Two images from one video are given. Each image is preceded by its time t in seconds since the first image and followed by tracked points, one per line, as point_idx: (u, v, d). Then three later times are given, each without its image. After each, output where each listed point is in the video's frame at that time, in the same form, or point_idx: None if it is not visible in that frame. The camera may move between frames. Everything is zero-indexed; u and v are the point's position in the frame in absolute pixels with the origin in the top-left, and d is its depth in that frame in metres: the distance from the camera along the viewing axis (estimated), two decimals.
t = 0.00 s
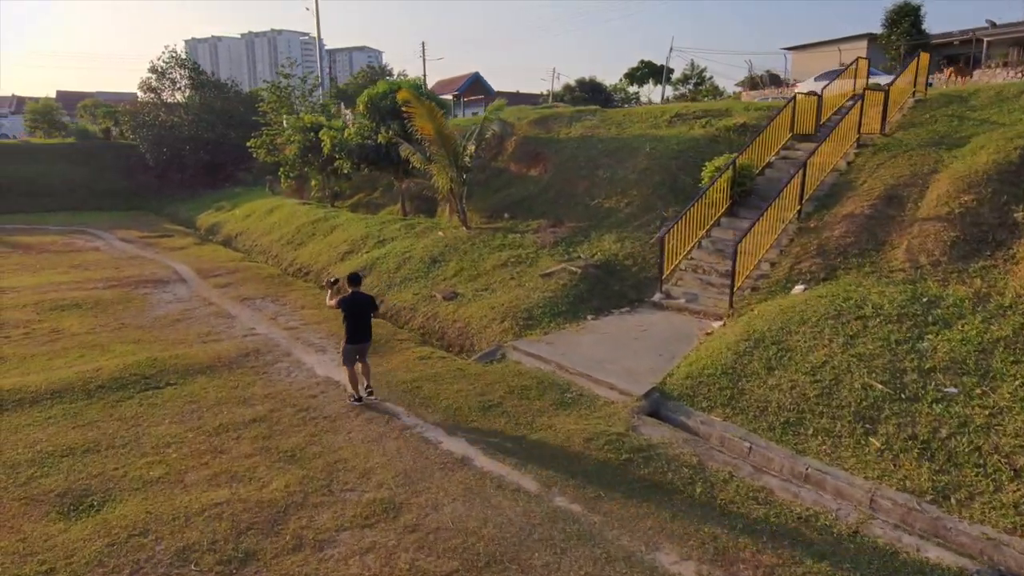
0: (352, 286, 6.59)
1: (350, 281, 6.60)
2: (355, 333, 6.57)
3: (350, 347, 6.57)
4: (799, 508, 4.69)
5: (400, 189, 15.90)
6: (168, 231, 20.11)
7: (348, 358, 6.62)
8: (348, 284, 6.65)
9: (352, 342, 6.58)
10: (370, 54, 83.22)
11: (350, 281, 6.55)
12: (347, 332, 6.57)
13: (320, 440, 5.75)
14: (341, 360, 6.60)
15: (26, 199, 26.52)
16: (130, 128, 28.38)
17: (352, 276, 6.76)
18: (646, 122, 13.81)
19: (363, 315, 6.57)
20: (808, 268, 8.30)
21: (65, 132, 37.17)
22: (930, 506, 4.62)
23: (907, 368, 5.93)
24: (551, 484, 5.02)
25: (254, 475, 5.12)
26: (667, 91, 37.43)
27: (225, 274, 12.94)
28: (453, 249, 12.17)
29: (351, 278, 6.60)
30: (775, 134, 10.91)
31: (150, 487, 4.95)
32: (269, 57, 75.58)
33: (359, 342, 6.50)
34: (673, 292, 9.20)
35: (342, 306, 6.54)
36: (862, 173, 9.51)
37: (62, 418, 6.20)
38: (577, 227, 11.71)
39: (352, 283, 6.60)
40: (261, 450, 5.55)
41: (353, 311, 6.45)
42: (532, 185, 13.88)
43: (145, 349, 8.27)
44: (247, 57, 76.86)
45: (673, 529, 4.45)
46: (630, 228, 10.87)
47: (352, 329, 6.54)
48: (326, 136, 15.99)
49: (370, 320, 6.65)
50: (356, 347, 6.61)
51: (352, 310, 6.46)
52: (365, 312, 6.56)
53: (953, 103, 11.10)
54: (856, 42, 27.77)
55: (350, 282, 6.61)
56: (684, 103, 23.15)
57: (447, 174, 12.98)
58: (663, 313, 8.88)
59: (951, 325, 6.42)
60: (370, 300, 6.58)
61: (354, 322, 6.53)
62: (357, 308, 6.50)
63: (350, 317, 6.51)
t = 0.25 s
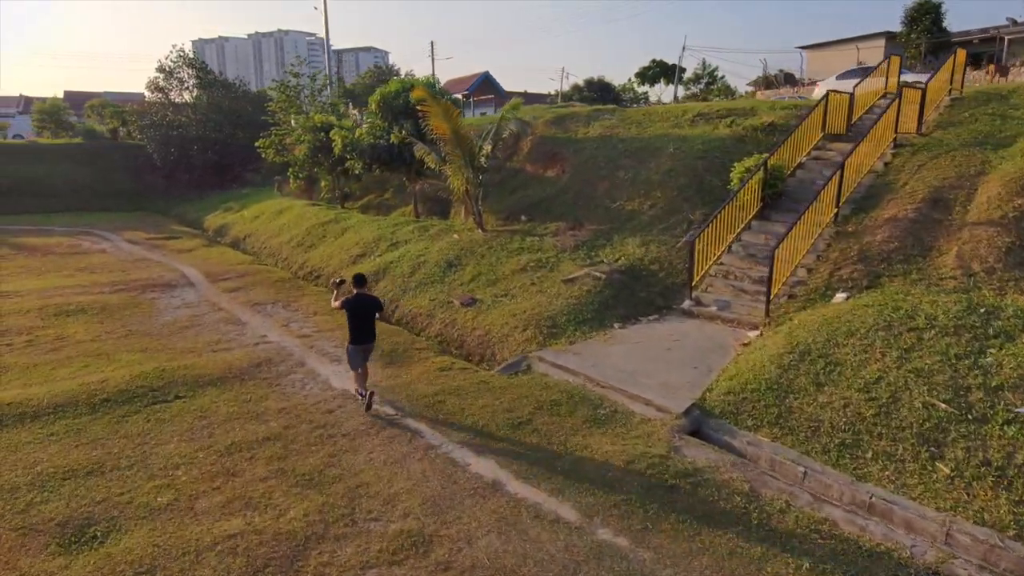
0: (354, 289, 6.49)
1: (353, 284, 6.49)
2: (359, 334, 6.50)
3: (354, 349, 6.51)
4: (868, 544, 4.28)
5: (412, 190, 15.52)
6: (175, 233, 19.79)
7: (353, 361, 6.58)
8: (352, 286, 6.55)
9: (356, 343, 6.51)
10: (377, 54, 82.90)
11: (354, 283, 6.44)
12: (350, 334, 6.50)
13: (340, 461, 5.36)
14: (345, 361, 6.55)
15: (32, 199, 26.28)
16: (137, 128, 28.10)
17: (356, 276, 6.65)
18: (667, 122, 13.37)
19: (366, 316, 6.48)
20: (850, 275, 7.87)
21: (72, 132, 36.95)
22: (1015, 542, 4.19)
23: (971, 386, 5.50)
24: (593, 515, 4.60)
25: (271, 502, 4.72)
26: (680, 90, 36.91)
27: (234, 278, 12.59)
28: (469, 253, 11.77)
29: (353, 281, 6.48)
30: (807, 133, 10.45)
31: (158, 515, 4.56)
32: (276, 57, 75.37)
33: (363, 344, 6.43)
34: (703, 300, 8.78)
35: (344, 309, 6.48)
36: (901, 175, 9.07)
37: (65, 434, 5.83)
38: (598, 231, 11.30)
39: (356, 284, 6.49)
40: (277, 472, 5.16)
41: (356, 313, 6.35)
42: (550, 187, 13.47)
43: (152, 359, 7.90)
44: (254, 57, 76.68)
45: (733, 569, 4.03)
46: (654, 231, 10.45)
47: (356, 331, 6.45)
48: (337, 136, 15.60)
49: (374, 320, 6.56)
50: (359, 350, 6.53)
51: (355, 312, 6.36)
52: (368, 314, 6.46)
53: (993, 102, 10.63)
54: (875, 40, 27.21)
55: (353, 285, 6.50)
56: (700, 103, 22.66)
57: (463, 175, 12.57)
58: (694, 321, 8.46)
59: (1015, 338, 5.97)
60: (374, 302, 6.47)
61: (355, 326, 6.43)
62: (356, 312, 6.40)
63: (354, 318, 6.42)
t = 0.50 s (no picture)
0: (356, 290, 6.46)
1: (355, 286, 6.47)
2: (362, 335, 6.48)
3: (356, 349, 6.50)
4: None
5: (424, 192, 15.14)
6: (181, 235, 19.46)
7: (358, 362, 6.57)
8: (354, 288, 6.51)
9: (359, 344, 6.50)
10: (382, 53, 82.57)
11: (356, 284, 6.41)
12: (353, 334, 6.48)
13: (359, 488, 4.96)
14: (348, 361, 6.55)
15: (37, 201, 26.01)
16: (143, 128, 27.84)
17: (357, 277, 6.65)
18: (688, 122, 12.96)
19: (368, 317, 6.46)
20: (893, 284, 7.44)
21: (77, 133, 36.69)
22: None
23: None
24: (639, 552, 4.20)
25: (286, 536, 4.34)
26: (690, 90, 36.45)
27: (242, 282, 12.22)
28: (485, 257, 11.38)
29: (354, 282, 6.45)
30: (840, 134, 10.01)
31: (163, 551, 4.18)
32: (282, 57, 75.15)
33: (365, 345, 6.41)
34: (735, 308, 8.36)
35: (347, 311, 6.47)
36: (943, 177, 8.64)
37: (65, 456, 5.47)
38: (619, 235, 10.89)
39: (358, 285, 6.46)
40: (292, 501, 4.77)
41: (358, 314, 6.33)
42: (567, 189, 13.07)
43: (158, 370, 7.52)
44: (259, 57, 76.46)
45: None
46: (679, 236, 10.03)
47: (358, 333, 6.43)
48: (347, 136, 15.21)
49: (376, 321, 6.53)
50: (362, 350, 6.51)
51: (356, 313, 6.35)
52: (370, 315, 6.44)
53: None
54: (891, 38, 26.71)
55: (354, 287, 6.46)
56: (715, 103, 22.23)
57: (478, 176, 12.17)
58: (725, 331, 8.04)
59: None
60: (376, 302, 6.43)
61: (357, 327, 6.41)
62: (356, 313, 6.38)
63: (356, 319, 6.40)
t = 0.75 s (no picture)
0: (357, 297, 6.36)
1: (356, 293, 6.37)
2: (364, 342, 6.39)
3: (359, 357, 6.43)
4: None
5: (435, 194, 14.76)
6: (187, 237, 19.12)
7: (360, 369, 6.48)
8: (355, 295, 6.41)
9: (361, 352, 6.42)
10: (387, 54, 82.24)
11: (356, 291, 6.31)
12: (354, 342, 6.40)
13: (382, 520, 4.58)
14: (350, 370, 6.47)
15: (41, 202, 25.74)
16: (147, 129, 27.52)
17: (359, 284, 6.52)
18: (710, 122, 12.54)
19: (370, 325, 6.37)
20: (940, 294, 7.03)
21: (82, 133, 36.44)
22: None
23: None
24: None
25: None
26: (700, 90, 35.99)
27: (250, 287, 11.86)
28: (501, 262, 10.99)
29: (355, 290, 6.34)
30: (873, 135, 9.60)
31: None
32: (287, 57, 74.92)
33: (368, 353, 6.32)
34: (768, 319, 7.96)
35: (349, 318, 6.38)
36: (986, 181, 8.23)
37: (64, 481, 5.09)
38: (641, 239, 10.49)
39: (359, 293, 6.36)
40: (310, 534, 4.39)
41: (359, 322, 6.24)
42: (584, 191, 12.67)
43: (164, 384, 7.15)
44: (264, 57, 76.22)
45: None
46: (705, 241, 9.63)
47: (359, 340, 6.34)
48: (357, 137, 14.83)
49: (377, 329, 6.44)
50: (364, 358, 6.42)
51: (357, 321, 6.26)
52: (371, 322, 6.35)
53: None
54: (908, 37, 26.22)
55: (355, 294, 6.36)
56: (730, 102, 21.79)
57: (493, 178, 11.79)
58: (760, 343, 7.64)
59: None
60: (377, 310, 6.34)
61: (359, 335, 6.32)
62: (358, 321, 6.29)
63: (357, 327, 6.31)
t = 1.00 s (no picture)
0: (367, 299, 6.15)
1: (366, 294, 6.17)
2: (372, 346, 6.16)
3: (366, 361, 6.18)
4: None
5: (447, 196, 14.41)
6: (193, 239, 18.79)
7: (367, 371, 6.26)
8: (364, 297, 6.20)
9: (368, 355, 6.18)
10: (392, 54, 81.95)
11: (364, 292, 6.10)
12: (362, 345, 6.16)
13: (409, 556, 4.21)
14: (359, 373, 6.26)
15: (45, 203, 25.45)
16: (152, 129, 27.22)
17: (369, 285, 6.29)
18: (732, 123, 12.17)
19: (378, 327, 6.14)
20: (991, 306, 6.64)
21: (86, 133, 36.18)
22: None
23: None
24: None
25: None
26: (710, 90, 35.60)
27: (258, 293, 11.51)
28: (517, 268, 10.62)
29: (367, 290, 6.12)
30: (908, 136, 9.20)
31: None
32: (291, 58, 74.67)
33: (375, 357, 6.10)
34: (804, 330, 7.57)
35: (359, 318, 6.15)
36: None
37: (65, 508, 4.73)
38: (664, 244, 10.11)
39: (367, 294, 6.17)
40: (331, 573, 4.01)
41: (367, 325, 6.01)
42: (602, 194, 12.30)
43: (171, 398, 6.80)
44: (268, 57, 75.98)
45: None
46: (733, 246, 9.24)
47: (367, 343, 6.13)
48: (367, 138, 14.48)
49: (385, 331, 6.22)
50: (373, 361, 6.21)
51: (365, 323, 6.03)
52: (379, 324, 6.12)
53: None
54: (924, 36, 25.80)
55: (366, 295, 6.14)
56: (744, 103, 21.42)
57: (509, 181, 11.41)
58: (797, 356, 7.25)
59: None
60: (385, 311, 6.13)
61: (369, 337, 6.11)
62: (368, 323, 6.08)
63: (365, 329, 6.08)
